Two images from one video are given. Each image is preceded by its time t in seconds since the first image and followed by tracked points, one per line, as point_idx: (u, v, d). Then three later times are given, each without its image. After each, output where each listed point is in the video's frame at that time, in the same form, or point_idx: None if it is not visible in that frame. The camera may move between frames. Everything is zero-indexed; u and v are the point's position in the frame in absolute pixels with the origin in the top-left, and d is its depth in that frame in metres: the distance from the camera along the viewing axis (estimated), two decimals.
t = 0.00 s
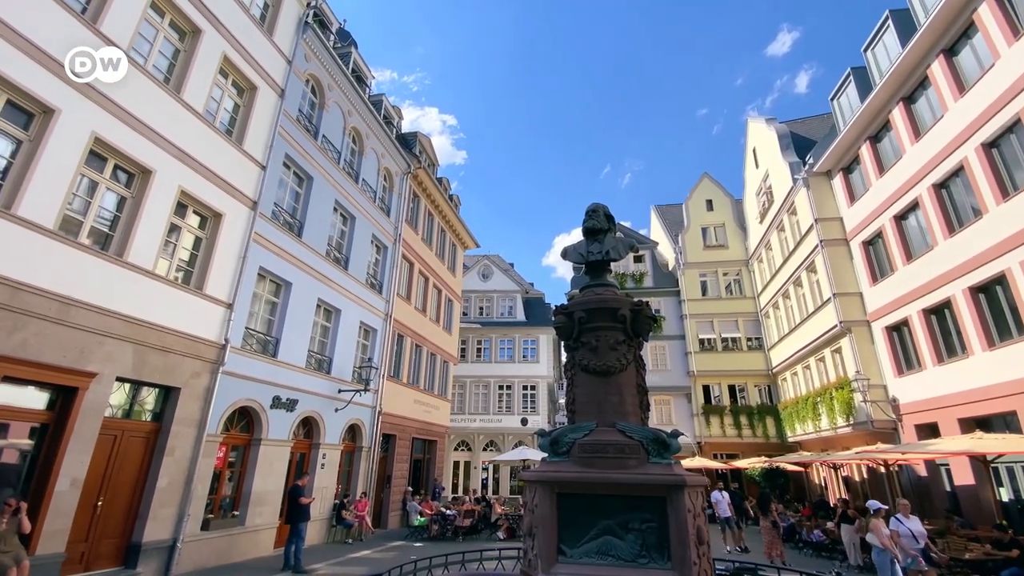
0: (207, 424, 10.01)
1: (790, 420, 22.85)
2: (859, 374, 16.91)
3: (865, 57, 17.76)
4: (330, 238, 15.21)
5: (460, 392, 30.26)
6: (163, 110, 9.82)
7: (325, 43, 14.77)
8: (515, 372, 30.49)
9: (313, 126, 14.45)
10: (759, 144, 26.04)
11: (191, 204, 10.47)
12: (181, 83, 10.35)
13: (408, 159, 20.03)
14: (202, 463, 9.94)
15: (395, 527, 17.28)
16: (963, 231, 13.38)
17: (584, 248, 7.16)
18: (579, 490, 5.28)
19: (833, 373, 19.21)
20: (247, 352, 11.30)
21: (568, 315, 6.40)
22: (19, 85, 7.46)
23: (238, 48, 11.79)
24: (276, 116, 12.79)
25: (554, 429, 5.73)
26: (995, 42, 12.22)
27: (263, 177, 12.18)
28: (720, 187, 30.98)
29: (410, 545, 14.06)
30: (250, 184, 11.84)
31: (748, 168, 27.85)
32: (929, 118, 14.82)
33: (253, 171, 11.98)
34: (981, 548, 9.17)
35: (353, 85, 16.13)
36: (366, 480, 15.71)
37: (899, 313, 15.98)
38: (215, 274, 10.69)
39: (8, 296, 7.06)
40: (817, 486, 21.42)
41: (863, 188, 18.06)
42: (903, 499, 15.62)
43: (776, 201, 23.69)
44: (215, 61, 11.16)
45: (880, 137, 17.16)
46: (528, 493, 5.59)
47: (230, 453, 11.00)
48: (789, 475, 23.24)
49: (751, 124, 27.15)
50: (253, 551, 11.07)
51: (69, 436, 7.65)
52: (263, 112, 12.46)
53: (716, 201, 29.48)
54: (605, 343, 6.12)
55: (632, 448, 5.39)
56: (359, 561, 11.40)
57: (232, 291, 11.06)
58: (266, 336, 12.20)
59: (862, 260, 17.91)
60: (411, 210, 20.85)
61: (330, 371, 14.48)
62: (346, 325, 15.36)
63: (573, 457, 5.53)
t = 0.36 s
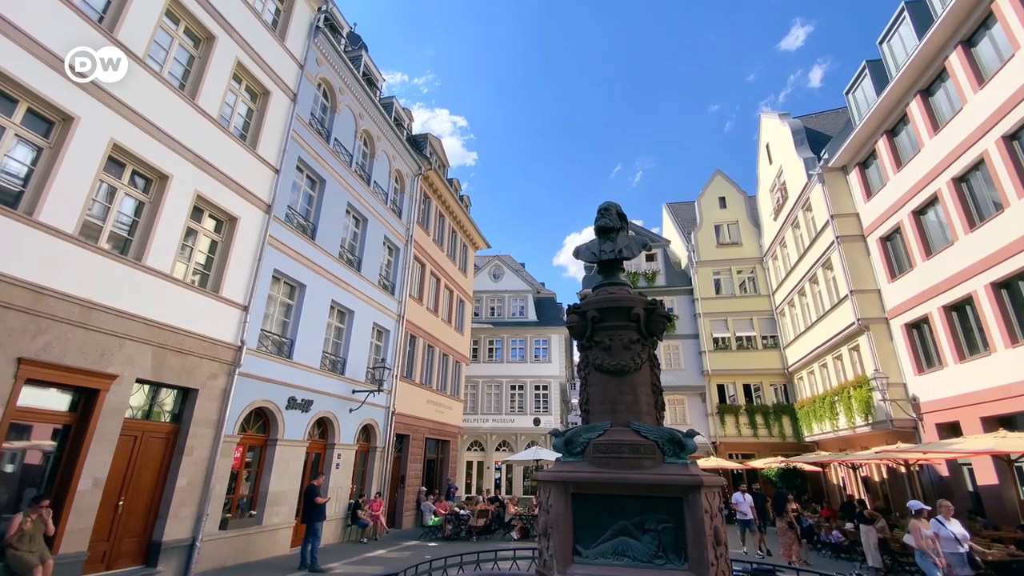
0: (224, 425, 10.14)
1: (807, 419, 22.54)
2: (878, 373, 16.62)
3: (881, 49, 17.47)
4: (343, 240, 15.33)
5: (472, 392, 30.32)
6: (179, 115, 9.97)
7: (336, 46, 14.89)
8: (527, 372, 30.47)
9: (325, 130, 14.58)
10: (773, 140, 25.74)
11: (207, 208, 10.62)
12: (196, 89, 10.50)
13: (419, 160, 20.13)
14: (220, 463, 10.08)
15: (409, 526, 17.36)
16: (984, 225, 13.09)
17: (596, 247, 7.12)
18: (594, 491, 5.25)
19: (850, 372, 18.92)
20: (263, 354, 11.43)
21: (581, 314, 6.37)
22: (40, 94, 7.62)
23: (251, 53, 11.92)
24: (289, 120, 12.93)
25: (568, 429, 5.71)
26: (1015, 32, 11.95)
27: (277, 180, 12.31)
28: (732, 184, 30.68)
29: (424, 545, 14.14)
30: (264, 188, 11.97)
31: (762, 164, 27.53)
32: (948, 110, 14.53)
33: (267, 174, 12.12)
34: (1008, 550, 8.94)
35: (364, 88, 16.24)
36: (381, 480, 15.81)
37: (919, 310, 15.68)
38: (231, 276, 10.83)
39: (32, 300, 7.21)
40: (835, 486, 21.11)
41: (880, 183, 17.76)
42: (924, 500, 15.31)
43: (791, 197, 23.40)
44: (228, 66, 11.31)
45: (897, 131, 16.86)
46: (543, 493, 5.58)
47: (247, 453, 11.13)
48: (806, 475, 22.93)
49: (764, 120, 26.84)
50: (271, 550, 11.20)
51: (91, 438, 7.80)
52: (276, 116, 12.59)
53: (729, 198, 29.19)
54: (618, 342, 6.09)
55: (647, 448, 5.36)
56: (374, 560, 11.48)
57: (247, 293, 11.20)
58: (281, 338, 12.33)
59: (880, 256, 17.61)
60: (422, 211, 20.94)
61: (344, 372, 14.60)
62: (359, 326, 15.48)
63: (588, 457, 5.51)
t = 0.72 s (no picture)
0: (241, 426, 10.27)
1: (825, 418, 22.22)
2: (897, 371, 16.33)
3: (897, 42, 17.17)
4: (356, 242, 15.45)
5: (485, 392, 30.38)
6: (194, 121, 10.10)
7: (347, 50, 15.01)
8: (539, 372, 30.43)
9: (337, 133, 14.70)
10: (786, 135, 25.42)
11: (223, 212, 10.77)
12: (211, 94, 10.64)
13: (430, 162, 20.21)
14: (237, 463, 10.21)
15: (423, 526, 17.44)
16: (1006, 220, 12.79)
17: (609, 246, 7.08)
18: (609, 491, 5.23)
19: (869, 370, 18.61)
20: (278, 355, 11.55)
21: (594, 313, 6.34)
22: (60, 102, 7.78)
23: (264, 59, 12.06)
24: (302, 124, 13.05)
25: (583, 429, 5.69)
26: None
27: (291, 183, 12.43)
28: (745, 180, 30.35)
29: (439, 545, 14.19)
30: (278, 191, 12.10)
31: (776, 160, 27.21)
32: (967, 102, 14.23)
33: (281, 178, 12.25)
34: None
35: (375, 91, 16.35)
36: (395, 480, 15.89)
37: (940, 307, 15.37)
38: (247, 279, 10.97)
39: (54, 303, 7.36)
40: (854, 487, 20.78)
41: (898, 178, 17.46)
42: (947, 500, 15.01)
43: (806, 193, 23.09)
44: (242, 72, 11.44)
45: (915, 124, 16.56)
46: (558, 494, 5.58)
47: (263, 454, 11.26)
48: (824, 475, 22.62)
49: (778, 116, 26.52)
50: (288, 549, 11.33)
51: (112, 440, 7.95)
52: (289, 120, 12.71)
53: (743, 195, 28.88)
54: (633, 341, 6.05)
55: (663, 448, 5.32)
56: (390, 560, 11.54)
57: (263, 295, 11.33)
58: (296, 339, 12.46)
59: (899, 252, 17.31)
60: (433, 212, 21.02)
61: (358, 373, 14.71)
62: (372, 327, 15.59)
63: (603, 457, 5.48)
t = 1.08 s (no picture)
0: (256, 426, 10.38)
1: (841, 418, 21.94)
2: (916, 369, 16.05)
3: (912, 34, 16.88)
4: (367, 244, 15.53)
5: (496, 392, 30.41)
6: (208, 126, 10.23)
7: (357, 53, 15.10)
8: (550, 372, 30.38)
9: (347, 136, 14.80)
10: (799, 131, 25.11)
11: (236, 215, 10.89)
12: (224, 99, 10.76)
13: (439, 163, 20.26)
14: (253, 463, 10.32)
15: (436, 526, 17.50)
16: None
17: (621, 245, 7.03)
18: (623, 491, 5.20)
19: (886, 369, 18.33)
20: (292, 356, 11.66)
21: (606, 313, 6.30)
22: (77, 109, 7.92)
23: (275, 63, 12.18)
24: (313, 128, 13.16)
25: (596, 429, 5.66)
26: None
27: (303, 186, 12.54)
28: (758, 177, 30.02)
29: (452, 545, 14.23)
30: (290, 194, 12.21)
31: (789, 156, 26.89)
32: (985, 95, 13.96)
33: (293, 181, 12.37)
34: None
35: (385, 94, 16.43)
36: (408, 480, 15.96)
37: (959, 304, 15.09)
38: (261, 281, 11.08)
39: (73, 307, 7.50)
40: (872, 487, 20.46)
41: (915, 172, 17.16)
42: (968, 501, 14.73)
43: (820, 190, 22.78)
44: (254, 76, 11.56)
45: (932, 118, 16.27)
46: (571, 494, 5.55)
47: (278, 454, 11.37)
48: (840, 475, 22.32)
49: (790, 112, 26.20)
50: (302, 549, 11.42)
51: (130, 441, 8.08)
52: (300, 124, 12.82)
53: (755, 192, 28.57)
54: (646, 340, 6.01)
55: (678, 448, 5.28)
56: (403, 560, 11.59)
57: (276, 297, 11.44)
58: (309, 341, 12.56)
59: (916, 248, 17.02)
60: (443, 213, 21.08)
61: (370, 373, 14.79)
62: (384, 328, 15.67)
63: (616, 457, 5.45)
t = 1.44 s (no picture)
0: (272, 427, 10.49)
1: (859, 417, 21.61)
2: (936, 367, 15.74)
3: (928, 26, 16.59)
4: (379, 246, 15.63)
5: (508, 392, 30.44)
6: (222, 131, 10.36)
7: (368, 56, 15.20)
8: (562, 372, 30.31)
9: (359, 139, 14.91)
10: (814, 126, 24.77)
11: (251, 219, 11.02)
12: (237, 104, 10.90)
13: (450, 164, 20.33)
14: (269, 463, 10.43)
15: (449, 526, 17.55)
16: None
17: (633, 243, 6.99)
18: (639, 491, 5.17)
19: (906, 367, 18.02)
20: (307, 357, 11.77)
21: (619, 312, 6.26)
22: (96, 116, 8.06)
23: (287, 68, 12.31)
24: (325, 131, 13.27)
25: (610, 429, 5.63)
26: None
27: (315, 189, 12.65)
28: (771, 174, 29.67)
29: (465, 545, 14.26)
30: (303, 197, 12.33)
31: (802, 152, 26.55)
32: (1004, 86, 13.67)
33: (306, 184, 12.48)
34: None
35: (395, 97, 16.53)
36: (421, 480, 16.02)
37: (980, 300, 14.78)
38: (275, 283, 11.20)
39: (94, 310, 7.64)
40: (892, 487, 20.12)
41: (933, 166, 16.84)
42: (991, 501, 14.43)
43: (835, 185, 22.45)
44: (266, 81, 11.69)
45: (950, 111, 15.97)
46: (586, 494, 5.53)
47: (294, 454, 11.48)
48: (859, 475, 21.97)
49: (804, 107, 25.87)
50: (318, 548, 11.52)
51: (150, 442, 8.22)
52: (312, 127, 12.94)
53: (769, 188, 28.24)
54: (660, 340, 5.97)
55: (694, 448, 5.24)
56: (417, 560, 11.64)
57: (291, 300, 11.55)
58: (323, 342, 12.67)
59: (935, 243, 16.71)
60: (454, 214, 21.14)
61: (383, 374, 14.88)
62: (396, 329, 15.75)
63: (631, 457, 5.42)
